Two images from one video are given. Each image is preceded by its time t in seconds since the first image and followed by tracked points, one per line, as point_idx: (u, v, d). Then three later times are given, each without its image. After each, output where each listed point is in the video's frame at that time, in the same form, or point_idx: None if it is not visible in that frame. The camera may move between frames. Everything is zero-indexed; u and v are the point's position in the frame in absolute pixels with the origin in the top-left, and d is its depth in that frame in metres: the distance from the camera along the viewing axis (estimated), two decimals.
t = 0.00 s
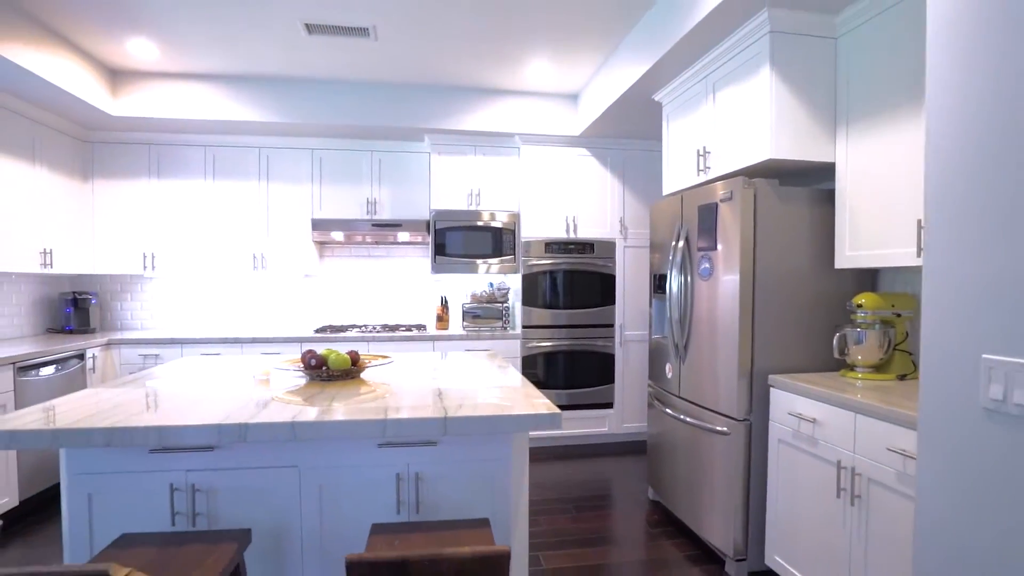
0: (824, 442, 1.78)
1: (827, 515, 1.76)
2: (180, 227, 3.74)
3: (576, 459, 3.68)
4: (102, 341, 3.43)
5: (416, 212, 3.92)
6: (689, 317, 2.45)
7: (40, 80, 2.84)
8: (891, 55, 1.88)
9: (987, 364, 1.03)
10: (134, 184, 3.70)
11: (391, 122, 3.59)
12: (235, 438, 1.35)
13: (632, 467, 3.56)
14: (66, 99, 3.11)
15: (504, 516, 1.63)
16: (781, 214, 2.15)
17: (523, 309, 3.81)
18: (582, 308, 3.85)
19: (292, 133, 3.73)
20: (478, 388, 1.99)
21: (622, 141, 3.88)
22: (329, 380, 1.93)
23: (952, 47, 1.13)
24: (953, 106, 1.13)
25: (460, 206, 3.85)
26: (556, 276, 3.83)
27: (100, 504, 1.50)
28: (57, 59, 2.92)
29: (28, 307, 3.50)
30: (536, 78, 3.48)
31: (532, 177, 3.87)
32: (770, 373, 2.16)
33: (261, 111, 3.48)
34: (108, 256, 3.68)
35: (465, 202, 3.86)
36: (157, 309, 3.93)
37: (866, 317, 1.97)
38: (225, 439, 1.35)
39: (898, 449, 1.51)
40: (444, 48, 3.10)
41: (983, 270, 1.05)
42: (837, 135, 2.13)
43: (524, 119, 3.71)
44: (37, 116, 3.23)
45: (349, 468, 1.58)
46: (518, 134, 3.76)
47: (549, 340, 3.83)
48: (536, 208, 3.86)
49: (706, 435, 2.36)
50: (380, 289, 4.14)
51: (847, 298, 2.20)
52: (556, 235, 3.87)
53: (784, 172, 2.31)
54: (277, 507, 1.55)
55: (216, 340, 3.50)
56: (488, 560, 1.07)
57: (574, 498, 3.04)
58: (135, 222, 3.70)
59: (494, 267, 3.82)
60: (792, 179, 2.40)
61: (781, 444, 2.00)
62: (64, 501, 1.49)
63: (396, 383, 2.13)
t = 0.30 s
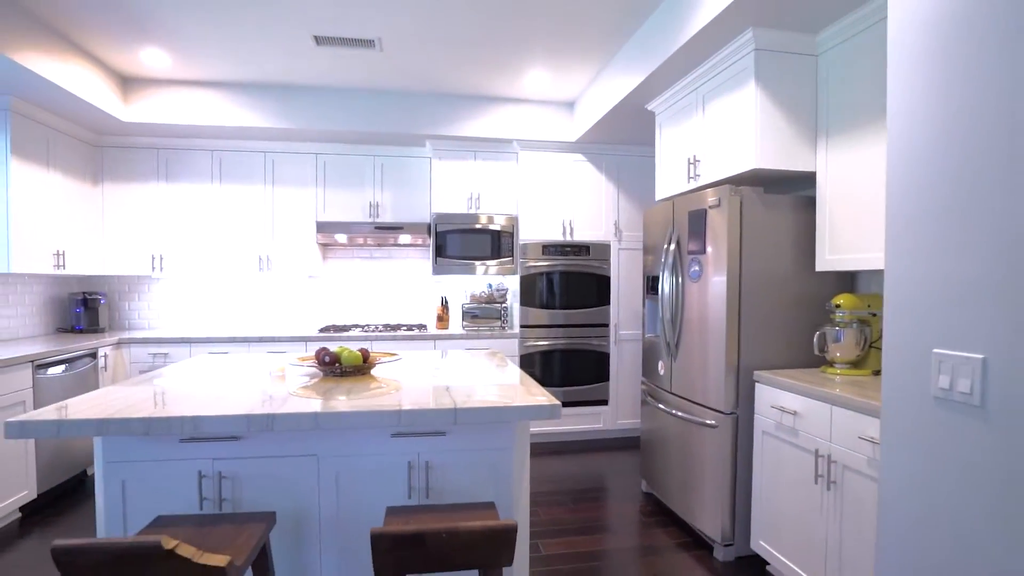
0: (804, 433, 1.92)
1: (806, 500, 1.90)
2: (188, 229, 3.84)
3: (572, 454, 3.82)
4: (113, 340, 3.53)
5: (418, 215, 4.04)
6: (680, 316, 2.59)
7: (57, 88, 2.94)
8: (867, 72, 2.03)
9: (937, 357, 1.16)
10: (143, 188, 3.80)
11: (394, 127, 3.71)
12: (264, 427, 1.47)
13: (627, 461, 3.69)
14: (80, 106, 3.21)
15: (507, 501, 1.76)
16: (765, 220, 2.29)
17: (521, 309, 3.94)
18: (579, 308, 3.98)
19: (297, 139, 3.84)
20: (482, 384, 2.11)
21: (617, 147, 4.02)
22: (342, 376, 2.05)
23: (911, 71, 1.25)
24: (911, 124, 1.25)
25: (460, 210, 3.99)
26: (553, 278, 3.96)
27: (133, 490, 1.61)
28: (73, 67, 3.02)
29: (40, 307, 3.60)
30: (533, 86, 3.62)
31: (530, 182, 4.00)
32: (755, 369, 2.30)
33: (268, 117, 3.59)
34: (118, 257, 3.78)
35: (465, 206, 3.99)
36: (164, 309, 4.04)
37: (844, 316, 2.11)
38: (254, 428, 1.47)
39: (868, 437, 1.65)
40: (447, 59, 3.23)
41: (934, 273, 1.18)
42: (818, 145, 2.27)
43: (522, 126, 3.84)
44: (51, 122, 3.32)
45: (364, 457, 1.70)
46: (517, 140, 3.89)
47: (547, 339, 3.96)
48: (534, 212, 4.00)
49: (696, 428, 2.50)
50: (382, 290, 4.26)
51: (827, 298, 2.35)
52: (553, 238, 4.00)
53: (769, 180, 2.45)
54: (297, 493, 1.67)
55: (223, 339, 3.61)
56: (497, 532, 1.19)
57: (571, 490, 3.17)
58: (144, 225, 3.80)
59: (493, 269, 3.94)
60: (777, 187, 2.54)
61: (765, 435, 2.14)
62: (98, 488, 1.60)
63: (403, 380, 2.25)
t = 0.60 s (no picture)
0: (784, 425, 2.05)
1: (786, 488, 2.04)
2: (196, 232, 3.96)
3: (568, 449, 3.95)
4: (125, 339, 3.65)
5: (420, 218, 4.17)
6: (671, 316, 2.73)
7: (74, 97, 3.06)
8: (842, 88, 2.17)
9: (892, 352, 1.30)
10: (153, 191, 3.92)
11: (398, 133, 3.84)
12: (284, 417, 1.60)
13: (621, 456, 3.83)
14: (95, 114, 3.33)
15: (507, 488, 1.89)
16: (750, 225, 2.43)
17: (519, 309, 4.07)
18: (575, 308, 4.11)
19: (303, 144, 3.97)
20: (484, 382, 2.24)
21: (612, 152, 4.16)
22: (351, 372, 2.18)
23: (871, 92, 1.37)
24: (869, 141, 1.39)
25: (460, 213, 4.12)
26: (550, 279, 4.10)
27: (160, 477, 1.73)
28: (89, 77, 3.14)
29: (53, 307, 3.71)
30: (531, 95, 3.76)
31: (528, 186, 4.14)
32: (740, 365, 2.44)
33: (275, 124, 3.72)
34: (129, 259, 3.90)
35: (465, 209, 4.13)
36: (172, 309, 4.16)
37: (823, 316, 2.25)
38: (275, 417, 1.60)
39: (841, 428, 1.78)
40: (448, 69, 3.38)
41: (889, 276, 1.31)
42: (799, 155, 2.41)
43: (521, 132, 3.98)
44: (66, 128, 3.44)
45: (374, 446, 1.83)
46: (516, 146, 4.03)
47: (544, 338, 4.09)
48: (531, 215, 4.14)
49: (685, 423, 2.63)
50: (384, 291, 4.39)
51: (808, 299, 2.49)
52: (550, 240, 4.14)
53: (755, 188, 2.59)
54: (312, 480, 1.80)
55: (231, 338, 3.73)
56: (499, 510, 1.32)
57: (567, 483, 3.30)
58: (153, 227, 3.92)
59: (492, 270, 4.08)
60: (762, 194, 2.68)
61: (749, 428, 2.27)
62: (129, 475, 1.73)
63: (409, 378, 2.38)
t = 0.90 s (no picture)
0: (765, 417, 2.19)
1: (766, 475, 2.17)
2: (204, 234, 4.09)
3: (564, 444, 4.08)
4: (137, 338, 3.78)
5: (421, 221, 4.30)
6: (661, 316, 2.86)
7: (90, 105, 3.19)
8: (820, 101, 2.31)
9: (853, 347, 1.44)
10: (163, 195, 4.05)
11: (400, 139, 3.97)
12: (299, 407, 1.74)
13: (615, 451, 3.96)
14: (109, 121, 3.46)
15: (504, 475, 2.03)
16: (735, 229, 2.56)
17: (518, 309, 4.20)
18: (571, 308, 4.25)
19: (308, 150, 4.10)
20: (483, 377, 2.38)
21: (607, 158, 4.30)
22: (358, 368, 2.31)
23: (836, 111, 1.51)
24: (835, 156, 1.52)
25: (460, 216, 4.26)
26: (548, 279, 4.23)
27: (182, 464, 1.87)
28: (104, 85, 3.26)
29: (66, 307, 3.84)
30: (529, 102, 3.89)
31: (526, 191, 4.27)
32: (726, 361, 2.57)
33: (282, 130, 3.85)
34: (139, 260, 4.03)
35: (464, 213, 4.27)
36: (181, 309, 4.28)
37: (803, 315, 2.39)
38: (291, 408, 1.74)
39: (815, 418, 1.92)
40: (449, 79, 3.51)
41: (849, 278, 1.45)
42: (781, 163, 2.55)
43: (519, 138, 4.12)
44: (81, 135, 3.57)
45: (381, 436, 1.96)
46: (514, 152, 4.16)
47: (542, 337, 4.23)
48: (528, 218, 4.28)
49: (675, 417, 2.77)
50: (387, 291, 4.52)
51: (790, 299, 2.63)
52: (548, 242, 4.27)
53: (740, 194, 2.73)
54: (323, 467, 1.93)
55: (239, 336, 3.86)
56: (497, 490, 1.45)
57: (563, 476, 3.43)
58: (163, 229, 4.05)
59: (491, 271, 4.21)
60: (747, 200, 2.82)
61: (733, 420, 2.41)
62: (154, 462, 1.86)
63: (412, 374, 2.52)
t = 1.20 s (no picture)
0: (747, 409, 2.31)
1: (748, 465, 2.30)
2: (211, 235, 4.22)
3: (561, 440, 4.20)
4: (146, 336, 3.90)
5: (421, 222, 4.42)
6: (651, 314, 2.99)
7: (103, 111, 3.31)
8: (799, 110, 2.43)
9: (820, 341, 1.56)
10: (171, 197, 4.18)
11: (401, 143, 4.10)
12: (308, 398, 1.86)
13: (610, 445, 4.08)
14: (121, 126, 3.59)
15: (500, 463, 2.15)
16: (721, 232, 2.69)
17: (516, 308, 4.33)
18: (567, 307, 4.37)
19: (312, 153, 4.23)
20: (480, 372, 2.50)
21: (602, 161, 4.43)
22: (362, 363, 2.44)
23: (805, 124, 1.64)
24: (804, 165, 1.65)
25: (459, 218, 4.39)
26: (545, 280, 4.35)
27: (198, 452, 1.99)
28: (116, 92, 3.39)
29: (78, 306, 3.97)
30: (526, 108, 4.02)
31: (523, 193, 4.40)
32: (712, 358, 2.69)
33: (287, 135, 3.98)
34: (148, 260, 4.15)
35: (463, 214, 4.40)
36: (188, 308, 4.41)
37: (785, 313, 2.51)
38: (300, 398, 1.86)
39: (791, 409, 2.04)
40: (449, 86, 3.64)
41: (817, 277, 1.57)
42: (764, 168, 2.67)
43: (516, 142, 4.25)
44: (93, 139, 3.69)
45: (384, 426, 2.08)
46: (511, 156, 4.29)
47: (539, 336, 4.35)
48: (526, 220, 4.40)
49: (664, 411, 2.89)
50: (388, 291, 4.64)
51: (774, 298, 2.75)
52: (544, 244, 4.40)
53: (727, 197, 2.85)
54: (330, 455, 2.06)
55: (245, 335, 3.98)
56: (492, 472, 1.58)
57: (558, 469, 3.56)
58: (171, 231, 4.18)
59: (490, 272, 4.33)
60: (734, 203, 2.94)
61: (719, 413, 2.53)
62: (171, 450, 1.98)
63: (413, 369, 2.64)
